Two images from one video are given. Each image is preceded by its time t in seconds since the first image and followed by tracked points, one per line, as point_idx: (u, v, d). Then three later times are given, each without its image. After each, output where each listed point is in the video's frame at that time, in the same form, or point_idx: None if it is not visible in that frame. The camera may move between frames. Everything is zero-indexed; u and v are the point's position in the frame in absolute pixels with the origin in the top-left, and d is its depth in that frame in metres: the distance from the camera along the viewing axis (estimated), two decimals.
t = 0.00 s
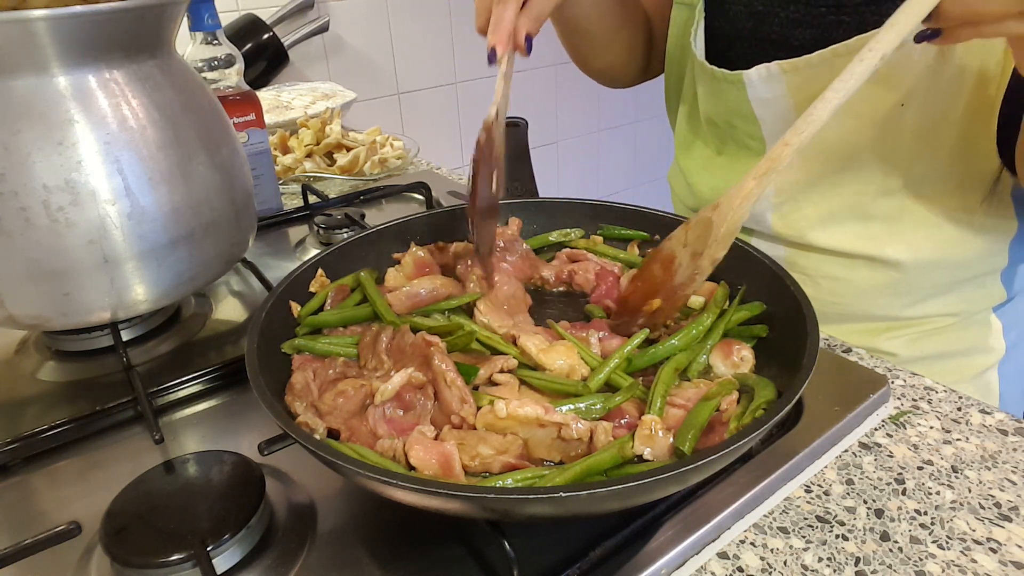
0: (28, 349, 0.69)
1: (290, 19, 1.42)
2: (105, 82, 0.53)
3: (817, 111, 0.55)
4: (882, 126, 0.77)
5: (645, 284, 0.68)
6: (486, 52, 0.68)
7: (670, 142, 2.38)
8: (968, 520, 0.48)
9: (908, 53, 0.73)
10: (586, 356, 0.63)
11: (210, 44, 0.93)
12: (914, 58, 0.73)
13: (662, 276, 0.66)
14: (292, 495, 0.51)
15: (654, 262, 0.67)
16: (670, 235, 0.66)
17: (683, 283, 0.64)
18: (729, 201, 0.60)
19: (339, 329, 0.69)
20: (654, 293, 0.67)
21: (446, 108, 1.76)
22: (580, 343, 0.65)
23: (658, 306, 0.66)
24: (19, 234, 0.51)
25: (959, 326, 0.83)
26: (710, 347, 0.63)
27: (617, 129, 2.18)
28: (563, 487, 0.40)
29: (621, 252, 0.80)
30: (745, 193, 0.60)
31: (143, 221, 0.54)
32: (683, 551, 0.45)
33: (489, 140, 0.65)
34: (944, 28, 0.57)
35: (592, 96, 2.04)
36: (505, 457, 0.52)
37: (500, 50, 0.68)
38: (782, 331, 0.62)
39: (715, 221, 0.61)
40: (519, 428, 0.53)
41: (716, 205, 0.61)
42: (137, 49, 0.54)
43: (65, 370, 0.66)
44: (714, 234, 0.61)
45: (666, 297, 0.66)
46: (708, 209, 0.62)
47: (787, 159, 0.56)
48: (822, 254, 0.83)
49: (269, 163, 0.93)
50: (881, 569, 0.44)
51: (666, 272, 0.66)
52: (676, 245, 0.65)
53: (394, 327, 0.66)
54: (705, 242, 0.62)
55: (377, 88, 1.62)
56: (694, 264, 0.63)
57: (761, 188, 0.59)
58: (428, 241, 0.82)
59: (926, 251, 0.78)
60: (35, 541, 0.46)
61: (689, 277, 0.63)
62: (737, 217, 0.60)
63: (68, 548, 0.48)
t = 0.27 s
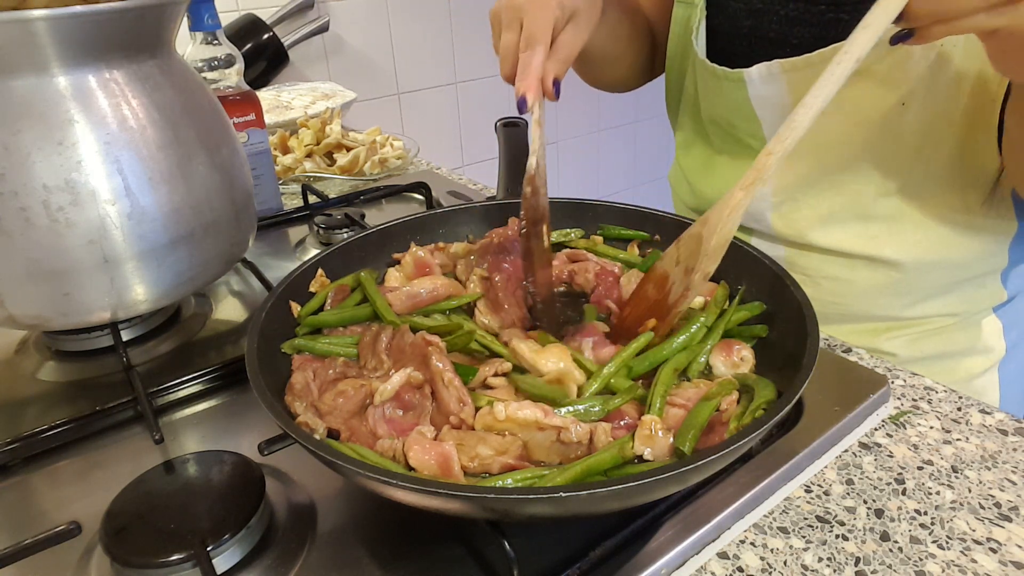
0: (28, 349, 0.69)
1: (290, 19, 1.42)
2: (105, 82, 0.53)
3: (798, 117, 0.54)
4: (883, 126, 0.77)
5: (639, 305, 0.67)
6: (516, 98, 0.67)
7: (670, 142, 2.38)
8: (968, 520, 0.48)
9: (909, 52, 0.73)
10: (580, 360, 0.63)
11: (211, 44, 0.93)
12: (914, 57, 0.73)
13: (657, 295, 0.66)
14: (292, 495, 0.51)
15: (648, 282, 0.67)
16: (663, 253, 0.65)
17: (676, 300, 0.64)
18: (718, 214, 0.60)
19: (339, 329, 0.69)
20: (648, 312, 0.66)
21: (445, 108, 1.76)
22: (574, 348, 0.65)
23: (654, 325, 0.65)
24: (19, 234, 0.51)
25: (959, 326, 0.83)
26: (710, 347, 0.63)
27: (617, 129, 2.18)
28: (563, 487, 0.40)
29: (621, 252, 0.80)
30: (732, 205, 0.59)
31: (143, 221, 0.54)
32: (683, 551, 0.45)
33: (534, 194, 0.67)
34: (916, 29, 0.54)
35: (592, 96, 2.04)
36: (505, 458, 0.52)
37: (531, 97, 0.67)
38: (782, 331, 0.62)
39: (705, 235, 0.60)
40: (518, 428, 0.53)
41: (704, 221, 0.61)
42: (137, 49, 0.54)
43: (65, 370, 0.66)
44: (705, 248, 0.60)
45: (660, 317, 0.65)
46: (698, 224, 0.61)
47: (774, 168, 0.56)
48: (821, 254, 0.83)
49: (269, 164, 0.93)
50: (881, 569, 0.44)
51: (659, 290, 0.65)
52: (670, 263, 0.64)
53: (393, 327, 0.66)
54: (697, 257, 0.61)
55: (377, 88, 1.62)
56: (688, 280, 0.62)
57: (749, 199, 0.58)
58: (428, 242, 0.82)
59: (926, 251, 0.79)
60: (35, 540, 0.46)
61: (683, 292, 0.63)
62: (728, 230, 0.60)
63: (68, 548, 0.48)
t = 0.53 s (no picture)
0: (28, 349, 0.69)
1: (290, 19, 1.42)
2: (105, 82, 0.53)
3: (782, 121, 0.58)
4: (883, 125, 0.77)
5: (620, 290, 0.69)
6: (521, 96, 0.67)
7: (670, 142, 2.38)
8: (968, 520, 0.48)
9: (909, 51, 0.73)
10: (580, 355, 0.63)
11: (210, 44, 0.93)
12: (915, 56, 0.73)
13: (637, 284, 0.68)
14: (292, 495, 0.51)
15: (630, 270, 0.69)
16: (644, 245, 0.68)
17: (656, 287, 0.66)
18: (697, 211, 0.63)
19: (339, 329, 0.69)
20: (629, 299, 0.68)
21: (445, 108, 1.76)
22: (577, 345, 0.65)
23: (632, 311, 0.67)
24: (19, 234, 0.51)
25: (958, 326, 0.83)
26: (710, 347, 0.63)
27: (617, 129, 2.18)
28: (563, 487, 0.40)
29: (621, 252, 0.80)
30: (715, 201, 0.62)
31: (143, 221, 0.54)
32: (682, 551, 0.45)
33: (547, 190, 0.66)
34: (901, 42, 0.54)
35: (592, 96, 2.04)
36: (505, 458, 0.52)
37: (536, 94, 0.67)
38: (783, 332, 0.61)
39: (684, 229, 0.63)
40: (518, 428, 0.53)
41: (686, 215, 0.64)
42: (137, 49, 0.54)
43: (65, 370, 0.66)
44: (685, 240, 0.63)
45: (637, 301, 0.67)
46: (680, 217, 0.64)
47: (753, 169, 0.60)
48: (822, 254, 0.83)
49: (269, 164, 0.93)
50: (881, 569, 0.44)
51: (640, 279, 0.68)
52: (651, 253, 0.67)
53: (394, 327, 0.66)
54: (676, 247, 0.64)
55: (377, 88, 1.62)
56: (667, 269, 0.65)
57: (730, 195, 0.62)
58: (427, 241, 0.82)
59: (926, 250, 0.79)
60: (35, 541, 0.46)
61: (660, 283, 0.65)
62: (706, 225, 0.62)
63: (68, 548, 0.48)
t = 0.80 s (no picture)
0: (28, 349, 0.69)
1: (291, 19, 1.42)
2: (105, 82, 0.53)
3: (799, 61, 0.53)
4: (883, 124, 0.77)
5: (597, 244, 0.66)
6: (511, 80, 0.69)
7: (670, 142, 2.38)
8: (968, 520, 0.48)
9: (910, 49, 0.73)
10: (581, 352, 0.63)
11: (210, 44, 0.93)
12: (917, 53, 0.73)
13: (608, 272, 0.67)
14: (292, 495, 0.51)
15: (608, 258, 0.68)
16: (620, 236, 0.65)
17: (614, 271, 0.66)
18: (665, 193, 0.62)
19: (339, 329, 0.69)
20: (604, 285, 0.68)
21: (445, 108, 1.76)
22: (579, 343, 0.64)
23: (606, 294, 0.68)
24: (19, 234, 0.51)
25: (959, 326, 0.83)
26: (710, 347, 0.63)
27: (617, 129, 2.18)
28: (563, 487, 0.40)
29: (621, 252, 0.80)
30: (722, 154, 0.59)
31: (143, 221, 0.54)
32: (683, 551, 0.45)
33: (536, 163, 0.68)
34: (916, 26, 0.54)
35: (592, 97, 2.04)
36: (504, 458, 0.52)
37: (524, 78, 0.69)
38: (783, 332, 0.61)
39: (701, 159, 0.60)
40: (518, 428, 0.53)
41: (704, 147, 0.60)
42: (137, 49, 0.54)
43: (65, 370, 0.66)
44: (701, 169, 0.60)
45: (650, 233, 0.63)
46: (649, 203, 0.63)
47: (778, 97, 0.54)
48: (822, 254, 0.83)
49: (269, 164, 0.93)
50: (881, 569, 0.44)
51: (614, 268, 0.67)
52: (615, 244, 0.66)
53: (394, 327, 0.66)
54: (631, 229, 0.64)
55: (377, 88, 1.62)
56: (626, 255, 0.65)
57: (752, 124, 0.57)
58: (427, 241, 0.82)
59: (926, 250, 0.79)
60: (35, 541, 0.46)
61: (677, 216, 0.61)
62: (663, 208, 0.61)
63: (68, 548, 0.48)
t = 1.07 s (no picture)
0: (29, 349, 0.69)
1: (291, 19, 1.42)
2: (105, 82, 0.53)
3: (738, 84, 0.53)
4: (883, 126, 0.77)
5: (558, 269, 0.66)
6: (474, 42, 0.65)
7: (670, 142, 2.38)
8: (968, 520, 0.48)
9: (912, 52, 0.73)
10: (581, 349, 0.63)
11: (210, 44, 0.93)
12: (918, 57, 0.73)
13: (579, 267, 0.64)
14: (292, 495, 0.51)
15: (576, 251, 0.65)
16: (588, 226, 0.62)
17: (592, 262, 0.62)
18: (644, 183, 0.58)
19: (339, 329, 0.69)
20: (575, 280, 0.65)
21: (445, 108, 1.76)
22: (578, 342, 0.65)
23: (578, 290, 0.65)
24: (19, 234, 0.51)
25: (959, 326, 0.83)
26: (710, 347, 0.63)
27: (617, 129, 2.18)
28: (563, 487, 0.40)
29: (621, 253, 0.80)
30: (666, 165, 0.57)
31: (143, 221, 0.54)
32: (683, 551, 0.45)
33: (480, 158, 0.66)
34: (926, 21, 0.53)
35: (592, 97, 2.04)
36: (504, 458, 0.52)
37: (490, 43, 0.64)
38: (783, 332, 0.61)
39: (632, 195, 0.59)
40: (518, 428, 0.53)
41: (636, 181, 0.59)
42: (137, 49, 0.54)
43: (65, 370, 0.66)
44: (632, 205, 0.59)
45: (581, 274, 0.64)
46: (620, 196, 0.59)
47: (709, 132, 0.55)
48: (822, 254, 0.83)
49: (269, 164, 0.93)
50: (881, 569, 0.44)
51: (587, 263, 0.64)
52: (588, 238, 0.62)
53: (393, 327, 0.66)
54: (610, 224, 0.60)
55: (376, 88, 1.62)
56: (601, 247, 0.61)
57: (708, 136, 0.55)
58: (427, 241, 0.82)
59: (926, 250, 0.79)
60: (35, 541, 0.46)
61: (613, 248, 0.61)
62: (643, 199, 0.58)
63: (68, 548, 0.48)
